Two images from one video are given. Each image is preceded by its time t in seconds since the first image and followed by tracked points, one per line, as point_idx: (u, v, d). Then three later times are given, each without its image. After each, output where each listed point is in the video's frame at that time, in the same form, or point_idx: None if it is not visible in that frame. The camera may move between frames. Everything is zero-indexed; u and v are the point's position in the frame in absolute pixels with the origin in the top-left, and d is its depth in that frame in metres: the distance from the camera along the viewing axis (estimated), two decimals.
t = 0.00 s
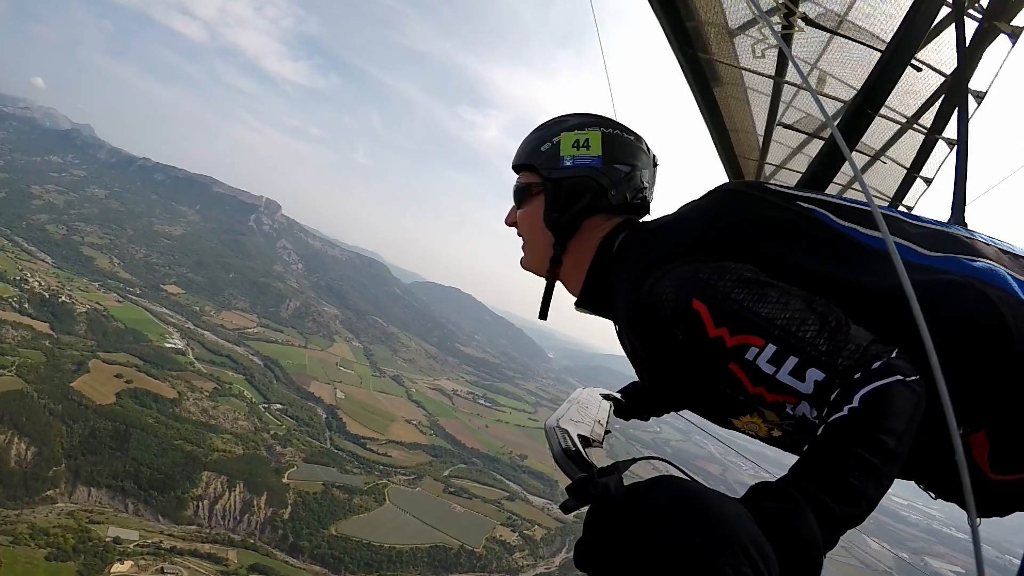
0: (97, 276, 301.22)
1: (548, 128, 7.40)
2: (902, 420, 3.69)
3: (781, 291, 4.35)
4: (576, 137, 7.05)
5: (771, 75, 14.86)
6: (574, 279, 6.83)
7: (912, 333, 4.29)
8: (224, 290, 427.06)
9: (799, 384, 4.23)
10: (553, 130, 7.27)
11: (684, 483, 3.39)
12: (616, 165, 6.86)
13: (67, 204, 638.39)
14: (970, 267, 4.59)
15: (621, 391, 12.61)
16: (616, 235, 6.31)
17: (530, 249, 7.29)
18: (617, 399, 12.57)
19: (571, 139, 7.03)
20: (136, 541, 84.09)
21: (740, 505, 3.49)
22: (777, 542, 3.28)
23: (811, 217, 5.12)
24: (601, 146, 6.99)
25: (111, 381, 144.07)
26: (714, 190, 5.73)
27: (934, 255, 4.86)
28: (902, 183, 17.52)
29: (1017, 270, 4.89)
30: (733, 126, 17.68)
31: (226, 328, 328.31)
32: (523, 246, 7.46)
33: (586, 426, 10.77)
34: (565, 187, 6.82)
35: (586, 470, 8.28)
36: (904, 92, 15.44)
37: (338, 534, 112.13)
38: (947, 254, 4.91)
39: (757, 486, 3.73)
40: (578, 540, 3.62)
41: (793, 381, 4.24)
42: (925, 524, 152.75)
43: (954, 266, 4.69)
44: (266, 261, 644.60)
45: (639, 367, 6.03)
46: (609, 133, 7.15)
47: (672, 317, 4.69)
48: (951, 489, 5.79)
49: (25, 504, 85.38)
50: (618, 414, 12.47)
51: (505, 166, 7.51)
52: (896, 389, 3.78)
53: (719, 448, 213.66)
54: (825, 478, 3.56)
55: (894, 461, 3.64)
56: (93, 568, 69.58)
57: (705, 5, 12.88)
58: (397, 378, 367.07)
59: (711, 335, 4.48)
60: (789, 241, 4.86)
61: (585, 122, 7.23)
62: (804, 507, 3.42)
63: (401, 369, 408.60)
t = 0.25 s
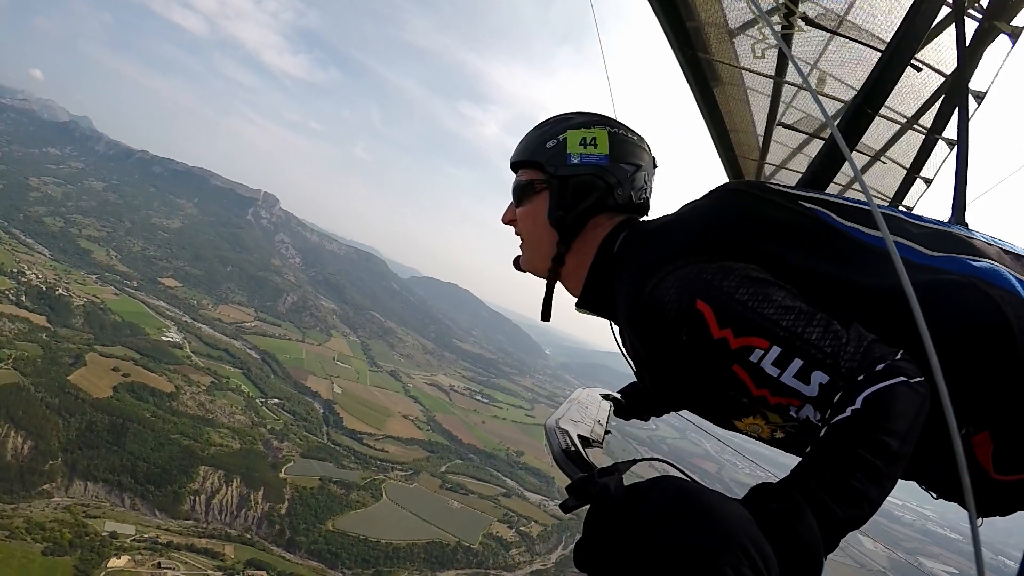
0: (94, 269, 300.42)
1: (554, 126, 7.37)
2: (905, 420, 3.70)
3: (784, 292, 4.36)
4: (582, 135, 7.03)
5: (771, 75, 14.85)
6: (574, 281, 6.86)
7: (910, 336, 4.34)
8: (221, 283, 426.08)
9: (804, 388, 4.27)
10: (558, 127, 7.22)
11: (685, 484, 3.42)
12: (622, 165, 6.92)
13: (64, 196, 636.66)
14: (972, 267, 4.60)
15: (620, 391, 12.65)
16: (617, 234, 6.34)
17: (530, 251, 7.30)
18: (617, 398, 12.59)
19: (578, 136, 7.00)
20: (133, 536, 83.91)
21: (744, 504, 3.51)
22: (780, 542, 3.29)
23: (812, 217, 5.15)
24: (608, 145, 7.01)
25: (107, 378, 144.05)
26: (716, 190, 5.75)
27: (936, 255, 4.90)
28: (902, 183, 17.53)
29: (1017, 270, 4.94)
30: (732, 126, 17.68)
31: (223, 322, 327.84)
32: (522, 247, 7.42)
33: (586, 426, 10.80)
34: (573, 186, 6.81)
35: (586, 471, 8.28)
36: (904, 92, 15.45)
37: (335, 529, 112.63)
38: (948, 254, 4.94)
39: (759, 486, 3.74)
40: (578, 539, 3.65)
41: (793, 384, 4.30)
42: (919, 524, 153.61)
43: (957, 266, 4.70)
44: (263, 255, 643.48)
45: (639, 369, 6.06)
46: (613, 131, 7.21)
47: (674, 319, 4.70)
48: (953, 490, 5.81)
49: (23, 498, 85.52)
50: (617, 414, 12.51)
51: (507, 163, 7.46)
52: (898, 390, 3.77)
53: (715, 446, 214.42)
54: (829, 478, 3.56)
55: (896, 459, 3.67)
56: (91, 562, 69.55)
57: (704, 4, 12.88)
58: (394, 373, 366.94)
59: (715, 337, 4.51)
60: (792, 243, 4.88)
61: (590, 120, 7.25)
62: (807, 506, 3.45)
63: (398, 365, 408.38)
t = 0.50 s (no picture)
0: (90, 269, 299.34)
1: (555, 131, 7.34)
2: (915, 430, 3.74)
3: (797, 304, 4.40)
4: (583, 142, 7.03)
5: (771, 74, 14.88)
6: (576, 288, 6.85)
7: (921, 345, 4.38)
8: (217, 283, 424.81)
9: (817, 401, 4.31)
10: (557, 133, 7.19)
11: (691, 487, 3.43)
12: (624, 170, 6.90)
13: (59, 195, 633.87)
14: (979, 273, 4.65)
15: (621, 391, 12.68)
16: (621, 243, 6.37)
17: (530, 258, 7.28)
18: (617, 398, 12.64)
19: (578, 143, 7.00)
20: (132, 537, 83.21)
21: (750, 511, 3.54)
22: (791, 549, 3.32)
23: (819, 222, 5.18)
24: (608, 151, 7.02)
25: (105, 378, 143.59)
26: (724, 197, 5.77)
27: (945, 261, 4.92)
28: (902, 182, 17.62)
29: None
30: (731, 125, 17.72)
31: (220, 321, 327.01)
32: (522, 255, 7.43)
33: (587, 426, 10.82)
34: (574, 193, 6.80)
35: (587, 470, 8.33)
36: (904, 92, 15.51)
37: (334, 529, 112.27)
38: (958, 258, 4.94)
39: (768, 490, 3.78)
40: (579, 539, 3.68)
41: (807, 398, 4.32)
42: (916, 521, 154.32)
43: (969, 271, 4.71)
44: (259, 254, 641.95)
45: (648, 377, 6.07)
46: (615, 138, 7.17)
47: (684, 332, 4.70)
48: (961, 494, 5.85)
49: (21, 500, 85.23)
50: (618, 413, 12.54)
51: (507, 170, 7.44)
52: (911, 403, 3.80)
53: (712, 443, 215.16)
54: (840, 485, 3.60)
55: (910, 469, 3.68)
56: (89, 565, 69.26)
57: (704, 4, 12.91)
58: (391, 372, 366.64)
59: (728, 350, 4.52)
60: (800, 250, 4.92)
61: (590, 126, 7.24)
62: (820, 515, 3.47)
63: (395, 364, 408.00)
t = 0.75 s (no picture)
0: (87, 266, 298.59)
1: (552, 132, 7.34)
2: (919, 428, 3.75)
3: (796, 303, 4.43)
4: (582, 142, 7.02)
5: (771, 74, 14.86)
6: (576, 287, 6.86)
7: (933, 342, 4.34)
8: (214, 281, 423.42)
9: (820, 398, 4.30)
10: (555, 134, 7.18)
11: (691, 484, 3.44)
12: (623, 170, 6.90)
13: (56, 192, 632.41)
14: (984, 270, 4.66)
15: (621, 391, 12.70)
16: (621, 242, 6.39)
17: (529, 258, 7.27)
18: (617, 398, 12.65)
19: (577, 143, 6.98)
20: (127, 537, 83.12)
21: (755, 507, 3.55)
22: (794, 547, 3.33)
23: (819, 222, 5.17)
24: (607, 151, 7.01)
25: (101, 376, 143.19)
26: (722, 196, 5.77)
27: (947, 258, 4.93)
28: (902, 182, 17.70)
29: None
30: (731, 125, 17.76)
31: (217, 319, 326.38)
32: (522, 255, 7.40)
33: (586, 425, 10.84)
34: (575, 193, 6.78)
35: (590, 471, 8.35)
36: (903, 92, 15.58)
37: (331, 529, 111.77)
38: (959, 257, 4.96)
39: (772, 489, 3.77)
40: (581, 540, 3.69)
41: (810, 394, 4.32)
42: (912, 522, 154.91)
43: (968, 269, 4.74)
44: (257, 253, 640.98)
45: (648, 376, 6.08)
46: (614, 138, 7.17)
47: (686, 329, 4.70)
48: (962, 493, 5.86)
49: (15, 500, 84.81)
50: (618, 413, 12.55)
51: (506, 171, 7.39)
52: (913, 403, 3.80)
53: (708, 444, 215.73)
54: (844, 483, 3.60)
55: (910, 467, 3.70)
56: (85, 565, 68.82)
57: (704, 3, 12.95)
58: (389, 371, 366.39)
59: (727, 348, 4.53)
60: (804, 250, 4.90)
61: (589, 126, 7.22)
62: (825, 514, 3.46)
63: (392, 363, 407.54)
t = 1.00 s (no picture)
0: (85, 261, 297.99)
1: (548, 130, 7.35)
2: (900, 423, 3.80)
3: (783, 300, 4.43)
4: (577, 140, 7.03)
5: (771, 73, 14.89)
6: (571, 284, 6.88)
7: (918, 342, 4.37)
8: (212, 277, 422.50)
9: (802, 395, 4.32)
10: (551, 133, 7.18)
11: (690, 484, 3.44)
12: (617, 168, 6.92)
13: (55, 187, 631.26)
14: (970, 269, 4.72)
15: (621, 390, 12.72)
16: (614, 239, 6.40)
17: (526, 255, 7.25)
18: (617, 397, 12.66)
19: (572, 142, 6.99)
20: (124, 534, 83.03)
21: (748, 506, 3.56)
22: (785, 545, 3.33)
23: (808, 221, 5.20)
24: (602, 150, 7.02)
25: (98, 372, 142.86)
26: (714, 194, 5.79)
27: (937, 257, 4.94)
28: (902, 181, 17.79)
29: None
30: (731, 125, 17.79)
31: (215, 316, 326.01)
32: (519, 253, 7.40)
33: (585, 424, 10.86)
34: (570, 191, 6.79)
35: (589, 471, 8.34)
36: (903, 92, 15.64)
37: (329, 528, 111.63)
38: (948, 256, 4.98)
39: (764, 487, 3.78)
40: (579, 538, 3.69)
41: (794, 391, 4.33)
42: (906, 525, 155.27)
43: (957, 268, 4.77)
44: (255, 250, 640.04)
45: (639, 372, 6.10)
46: (608, 137, 7.18)
47: (674, 326, 4.72)
48: (952, 490, 5.90)
49: (11, 496, 84.48)
50: (618, 412, 12.57)
51: (502, 169, 7.39)
52: (899, 398, 3.83)
53: (705, 445, 216.13)
54: (834, 478, 3.63)
55: (896, 467, 3.72)
56: (82, 562, 68.74)
57: (704, 3, 12.97)
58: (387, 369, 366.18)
59: (714, 345, 4.54)
60: (792, 247, 4.91)
61: (584, 124, 7.22)
62: (810, 510, 3.50)
63: (390, 361, 407.33)
